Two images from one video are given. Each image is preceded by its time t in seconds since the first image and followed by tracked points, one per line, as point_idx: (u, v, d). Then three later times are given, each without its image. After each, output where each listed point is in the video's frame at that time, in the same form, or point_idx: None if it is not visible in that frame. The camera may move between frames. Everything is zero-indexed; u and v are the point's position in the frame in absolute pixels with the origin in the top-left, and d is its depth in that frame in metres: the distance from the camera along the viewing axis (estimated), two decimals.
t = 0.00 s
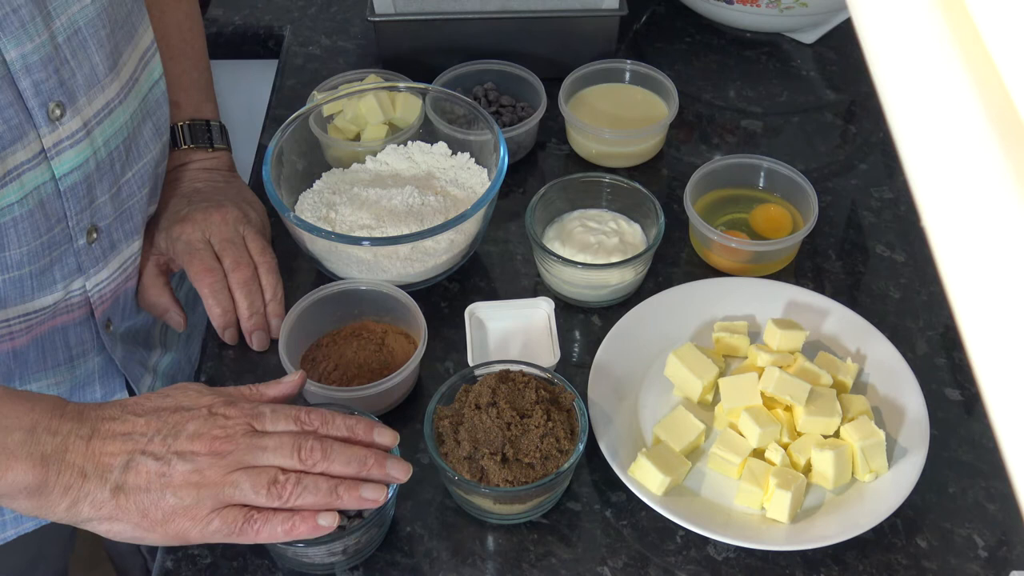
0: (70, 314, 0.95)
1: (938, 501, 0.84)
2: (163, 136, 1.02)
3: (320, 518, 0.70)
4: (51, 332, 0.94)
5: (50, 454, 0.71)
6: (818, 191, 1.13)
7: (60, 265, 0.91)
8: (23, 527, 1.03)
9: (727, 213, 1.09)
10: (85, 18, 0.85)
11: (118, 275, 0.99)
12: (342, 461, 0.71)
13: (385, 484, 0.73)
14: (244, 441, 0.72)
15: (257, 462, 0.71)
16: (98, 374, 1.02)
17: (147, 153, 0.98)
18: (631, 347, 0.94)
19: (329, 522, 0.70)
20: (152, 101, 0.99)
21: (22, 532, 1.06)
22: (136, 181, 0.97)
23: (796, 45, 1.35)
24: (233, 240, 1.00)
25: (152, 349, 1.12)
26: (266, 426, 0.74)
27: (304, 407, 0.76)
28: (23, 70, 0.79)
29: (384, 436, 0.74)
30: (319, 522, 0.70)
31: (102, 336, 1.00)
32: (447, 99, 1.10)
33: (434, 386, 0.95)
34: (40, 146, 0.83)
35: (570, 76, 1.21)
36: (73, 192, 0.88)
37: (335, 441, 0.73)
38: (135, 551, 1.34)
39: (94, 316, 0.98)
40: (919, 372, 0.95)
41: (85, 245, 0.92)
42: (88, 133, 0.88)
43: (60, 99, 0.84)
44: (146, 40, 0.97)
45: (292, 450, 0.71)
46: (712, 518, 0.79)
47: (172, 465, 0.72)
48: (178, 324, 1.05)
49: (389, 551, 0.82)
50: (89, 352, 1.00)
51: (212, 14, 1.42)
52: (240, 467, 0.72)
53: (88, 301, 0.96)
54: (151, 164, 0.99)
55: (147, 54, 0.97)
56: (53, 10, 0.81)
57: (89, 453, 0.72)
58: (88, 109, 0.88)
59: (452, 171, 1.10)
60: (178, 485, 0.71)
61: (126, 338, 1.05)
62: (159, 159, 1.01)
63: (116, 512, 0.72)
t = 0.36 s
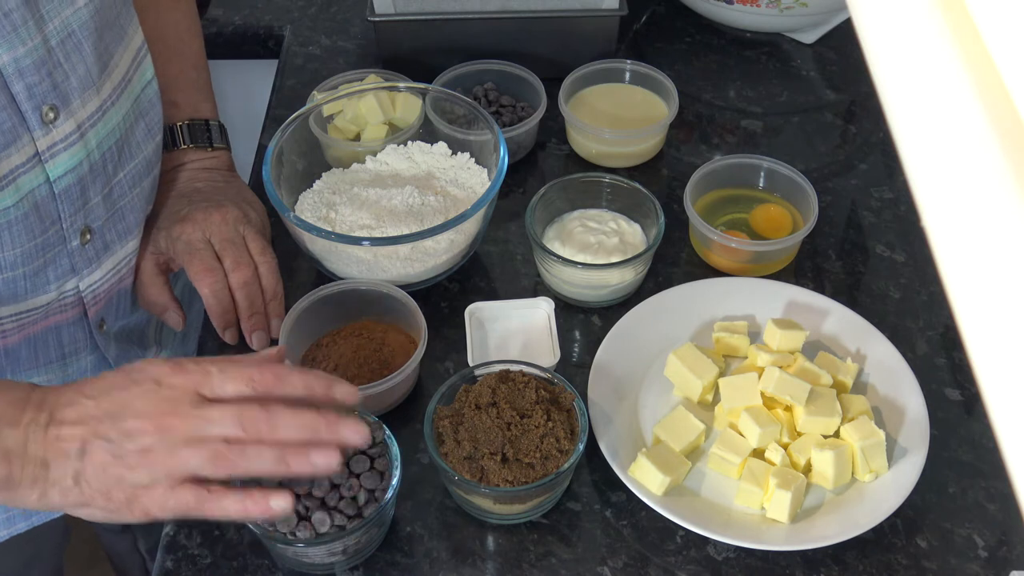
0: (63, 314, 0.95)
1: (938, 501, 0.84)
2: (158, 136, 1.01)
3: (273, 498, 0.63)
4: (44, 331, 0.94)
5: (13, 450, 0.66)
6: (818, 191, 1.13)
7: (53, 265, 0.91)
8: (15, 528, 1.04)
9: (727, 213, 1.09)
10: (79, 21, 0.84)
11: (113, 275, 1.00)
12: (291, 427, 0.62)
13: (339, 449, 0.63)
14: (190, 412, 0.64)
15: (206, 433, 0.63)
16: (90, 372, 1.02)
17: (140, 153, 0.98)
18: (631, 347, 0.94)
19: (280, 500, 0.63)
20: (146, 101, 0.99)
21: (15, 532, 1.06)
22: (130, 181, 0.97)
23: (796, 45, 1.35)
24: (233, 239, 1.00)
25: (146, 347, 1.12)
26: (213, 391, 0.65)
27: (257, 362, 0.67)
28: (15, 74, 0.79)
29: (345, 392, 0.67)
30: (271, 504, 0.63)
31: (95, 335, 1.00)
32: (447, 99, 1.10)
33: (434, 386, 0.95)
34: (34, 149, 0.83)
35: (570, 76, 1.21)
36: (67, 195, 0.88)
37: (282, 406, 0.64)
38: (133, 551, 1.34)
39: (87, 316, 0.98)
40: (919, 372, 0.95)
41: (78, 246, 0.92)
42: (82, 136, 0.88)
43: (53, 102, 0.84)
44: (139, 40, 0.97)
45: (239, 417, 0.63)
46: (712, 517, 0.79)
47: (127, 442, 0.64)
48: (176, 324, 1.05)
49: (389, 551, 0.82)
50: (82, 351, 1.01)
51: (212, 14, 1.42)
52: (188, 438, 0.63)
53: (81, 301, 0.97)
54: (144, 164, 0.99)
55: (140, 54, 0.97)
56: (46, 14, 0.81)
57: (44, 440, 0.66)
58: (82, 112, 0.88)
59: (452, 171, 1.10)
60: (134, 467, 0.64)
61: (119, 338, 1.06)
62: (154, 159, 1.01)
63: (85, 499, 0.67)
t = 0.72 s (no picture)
0: (62, 311, 0.95)
1: (938, 501, 0.84)
2: (153, 134, 1.01)
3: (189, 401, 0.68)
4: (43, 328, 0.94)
5: None
6: (818, 191, 1.13)
7: (54, 265, 0.91)
8: (12, 524, 1.02)
9: (726, 213, 1.09)
10: (79, 23, 0.85)
11: (110, 272, 1.00)
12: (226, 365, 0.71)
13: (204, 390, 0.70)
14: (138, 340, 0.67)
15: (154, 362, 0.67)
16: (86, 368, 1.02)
17: (135, 151, 0.98)
18: (631, 348, 0.94)
19: (195, 404, 0.69)
20: (142, 101, 0.99)
21: (11, 528, 1.04)
22: (125, 179, 0.98)
23: (797, 45, 1.35)
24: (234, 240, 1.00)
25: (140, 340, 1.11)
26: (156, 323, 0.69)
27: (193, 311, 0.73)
28: (18, 78, 0.79)
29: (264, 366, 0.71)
30: (186, 406, 0.68)
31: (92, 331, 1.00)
32: (447, 99, 1.10)
33: (434, 386, 0.95)
34: (37, 152, 0.83)
35: (570, 76, 1.21)
36: (68, 196, 0.88)
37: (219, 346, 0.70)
38: (132, 549, 1.34)
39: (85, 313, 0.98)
40: (920, 372, 0.95)
41: (78, 246, 0.92)
42: (83, 138, 0.88)
43: (56, 105, 0.84)
44: (134, 40, 0.97)
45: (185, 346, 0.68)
46: (712, 517, 0.79)
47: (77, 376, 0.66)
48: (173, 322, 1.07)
49: (389, 551, 0.82)
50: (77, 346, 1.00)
51: (212, 14, 1.42)
52: (133, 367, 0.67)
53: (79, 299, 0.97)
54: (139, 162, 0.99)
55: (135, 54, 0.97)
56: (47, 17, 0.81)
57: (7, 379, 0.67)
58: (82, 113, 0.88)
59: (452, 171, 1.10)
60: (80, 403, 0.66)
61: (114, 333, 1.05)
62: (149, 157, 1.01)
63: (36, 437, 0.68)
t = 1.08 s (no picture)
0: (64, 311, 0.95)
1: (938, 501, 0.84)
2: (153, 135, 1.01)
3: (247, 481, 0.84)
4: (45, 329, 0.94)
5: (60, 432, 0.79)
6: (818, 191, 1.13)
7: (54, 265, 0.91)
8: (12, 523, 1.02)
9: (726, 213, 1.09)
10: (83, 25, 0.85)
11: (110, 272, 1.00)
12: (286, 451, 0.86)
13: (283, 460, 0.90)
14: (219, 423, 0.82)
15: (229, 448, 0.82)
16: (87, 368, 1.01)
17: (135, 152, 0.98)
18: (631, 348, 0.94)
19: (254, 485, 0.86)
20: (142, 101, 0.99)
21: (12, 527, 1.05)
22: (125, 180, 0.98)
23: (796, 45, 1.35)
24: (233, 240, 1.00)
25: (142, 340, 1.10)
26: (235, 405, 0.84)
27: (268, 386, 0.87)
28: (22, 81, 0.79)
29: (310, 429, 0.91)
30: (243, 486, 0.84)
31: (93, 330, 1.00)
32: (447, 99, 1.10)
33: (434, 386, 0.95)
34: (40, 154, 0.83)
35: (570, 76, 1.21)
36: (71, 198, 0.88)
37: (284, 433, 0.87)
38: (132, 549, 1.34)
39: (86, 312, 0.98)
40: (919, 372, 0.95)
41: (79, 246, 0.92)
42: (85, 139, 0.89)
43: (58, 107, 0.84)
44: (135, 40, 0.97)
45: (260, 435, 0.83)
46: (712, 517, 0.79)
47: (158, 441, 0.81)
48: (172, 324, 1.03)
49: (389, 551, 0.82)
50: (78, 346, 0.99)
51: (212, 14, 1.42)
52: (211, 447, 0.82)
53: (81, 299, 0.96)
54: (139, 162, 0.99)
55: (136, 54, 0.97)
56: (49, 20, 0.81)
57: (84, 427, 0.80)
58: (85, 115, 0.88)
59: (452, 171, 1.10)
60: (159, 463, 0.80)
61: (115, 333, 1.05)
62: (150, 157, 1.01)
63: (105, 483, 0.82)
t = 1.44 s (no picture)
0: (67, 312, 0.95)
1: (938, 501, 0.84)
2: (156, 136, 1.01)
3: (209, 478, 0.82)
4: (47, 330, 0.94)
5: (25, 425, 0.75)
6: (817, 191, 1.13)
7: (57, 267, 0.91)
8: (14, 524, 1.02)
9: (726, 213, 1.09)
10: (84, 26, 0.85)
11: (112, 273, 1.00)
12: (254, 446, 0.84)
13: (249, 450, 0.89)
14: (181, 422, 0.78)
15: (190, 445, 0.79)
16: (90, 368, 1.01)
17: (137, 153, 0.98)
18: (631, 348, 0.94)
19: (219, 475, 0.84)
20: (144, 101, 0.99)
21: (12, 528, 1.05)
22: (128, 180, 0.98)
23: (796, 45, 1.35)
24: (233, 240, 1.00)
25: (144, 340, 1.10)
26: (198, 402, 0.81)
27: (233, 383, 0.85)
28: (23, 82, 0.79)
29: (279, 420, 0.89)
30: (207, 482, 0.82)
31: (96, 331, 1.00)
32: (447, 99, 1.10)
33: (434, 386, 0.95)
34: (42, 156, 0.83)
35: (570, 76, 1.21)
36: (73, 199, 0.88)
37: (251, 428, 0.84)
38: (132, 548, 1.34)
39: (89, 313, 0.98)
40: (919, 372, 0.95)
41: (82, 247, 0.92)
42: (88, 141, 0.89)
43: (60, 109, 0.84)
44: (137, 41, 0.97)
45: (221, 434, 0.79)
46: (711, 517, 0.79)
47: (120, 440, 0.77)
48: (170, 322, 1.03)
49: (389, 551, 0.82)
50: (81, 346, 0.99)
51: (212, 14, 1.42)
52: (172, 445, 0.79)
53: (84, 300, 0.96)
54: (142, 163, 0.99)
55: (138, 55, 0.97)
56: (50, 22, 0.81)
57: (48, 418, 0.76)
58: (87, 116, 0.88)
59: (453, 171, 1.10)
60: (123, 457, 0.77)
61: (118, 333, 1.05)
62: (152, 158, 1.01)
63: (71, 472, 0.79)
